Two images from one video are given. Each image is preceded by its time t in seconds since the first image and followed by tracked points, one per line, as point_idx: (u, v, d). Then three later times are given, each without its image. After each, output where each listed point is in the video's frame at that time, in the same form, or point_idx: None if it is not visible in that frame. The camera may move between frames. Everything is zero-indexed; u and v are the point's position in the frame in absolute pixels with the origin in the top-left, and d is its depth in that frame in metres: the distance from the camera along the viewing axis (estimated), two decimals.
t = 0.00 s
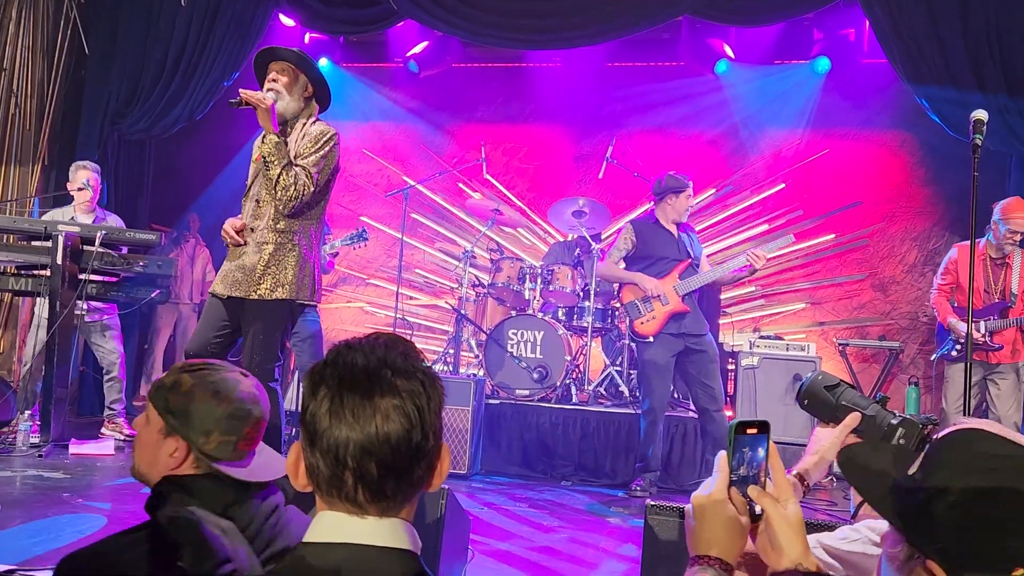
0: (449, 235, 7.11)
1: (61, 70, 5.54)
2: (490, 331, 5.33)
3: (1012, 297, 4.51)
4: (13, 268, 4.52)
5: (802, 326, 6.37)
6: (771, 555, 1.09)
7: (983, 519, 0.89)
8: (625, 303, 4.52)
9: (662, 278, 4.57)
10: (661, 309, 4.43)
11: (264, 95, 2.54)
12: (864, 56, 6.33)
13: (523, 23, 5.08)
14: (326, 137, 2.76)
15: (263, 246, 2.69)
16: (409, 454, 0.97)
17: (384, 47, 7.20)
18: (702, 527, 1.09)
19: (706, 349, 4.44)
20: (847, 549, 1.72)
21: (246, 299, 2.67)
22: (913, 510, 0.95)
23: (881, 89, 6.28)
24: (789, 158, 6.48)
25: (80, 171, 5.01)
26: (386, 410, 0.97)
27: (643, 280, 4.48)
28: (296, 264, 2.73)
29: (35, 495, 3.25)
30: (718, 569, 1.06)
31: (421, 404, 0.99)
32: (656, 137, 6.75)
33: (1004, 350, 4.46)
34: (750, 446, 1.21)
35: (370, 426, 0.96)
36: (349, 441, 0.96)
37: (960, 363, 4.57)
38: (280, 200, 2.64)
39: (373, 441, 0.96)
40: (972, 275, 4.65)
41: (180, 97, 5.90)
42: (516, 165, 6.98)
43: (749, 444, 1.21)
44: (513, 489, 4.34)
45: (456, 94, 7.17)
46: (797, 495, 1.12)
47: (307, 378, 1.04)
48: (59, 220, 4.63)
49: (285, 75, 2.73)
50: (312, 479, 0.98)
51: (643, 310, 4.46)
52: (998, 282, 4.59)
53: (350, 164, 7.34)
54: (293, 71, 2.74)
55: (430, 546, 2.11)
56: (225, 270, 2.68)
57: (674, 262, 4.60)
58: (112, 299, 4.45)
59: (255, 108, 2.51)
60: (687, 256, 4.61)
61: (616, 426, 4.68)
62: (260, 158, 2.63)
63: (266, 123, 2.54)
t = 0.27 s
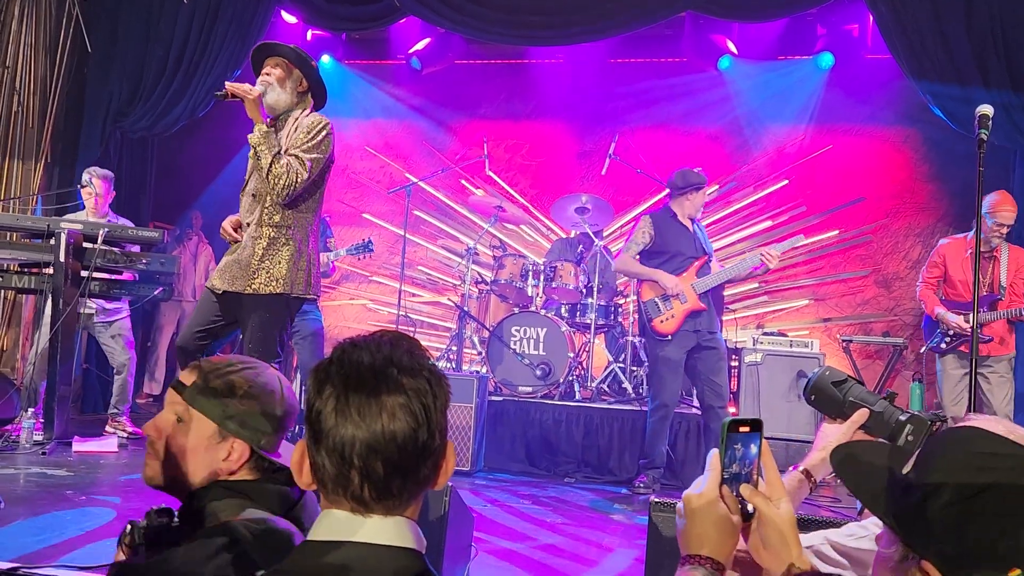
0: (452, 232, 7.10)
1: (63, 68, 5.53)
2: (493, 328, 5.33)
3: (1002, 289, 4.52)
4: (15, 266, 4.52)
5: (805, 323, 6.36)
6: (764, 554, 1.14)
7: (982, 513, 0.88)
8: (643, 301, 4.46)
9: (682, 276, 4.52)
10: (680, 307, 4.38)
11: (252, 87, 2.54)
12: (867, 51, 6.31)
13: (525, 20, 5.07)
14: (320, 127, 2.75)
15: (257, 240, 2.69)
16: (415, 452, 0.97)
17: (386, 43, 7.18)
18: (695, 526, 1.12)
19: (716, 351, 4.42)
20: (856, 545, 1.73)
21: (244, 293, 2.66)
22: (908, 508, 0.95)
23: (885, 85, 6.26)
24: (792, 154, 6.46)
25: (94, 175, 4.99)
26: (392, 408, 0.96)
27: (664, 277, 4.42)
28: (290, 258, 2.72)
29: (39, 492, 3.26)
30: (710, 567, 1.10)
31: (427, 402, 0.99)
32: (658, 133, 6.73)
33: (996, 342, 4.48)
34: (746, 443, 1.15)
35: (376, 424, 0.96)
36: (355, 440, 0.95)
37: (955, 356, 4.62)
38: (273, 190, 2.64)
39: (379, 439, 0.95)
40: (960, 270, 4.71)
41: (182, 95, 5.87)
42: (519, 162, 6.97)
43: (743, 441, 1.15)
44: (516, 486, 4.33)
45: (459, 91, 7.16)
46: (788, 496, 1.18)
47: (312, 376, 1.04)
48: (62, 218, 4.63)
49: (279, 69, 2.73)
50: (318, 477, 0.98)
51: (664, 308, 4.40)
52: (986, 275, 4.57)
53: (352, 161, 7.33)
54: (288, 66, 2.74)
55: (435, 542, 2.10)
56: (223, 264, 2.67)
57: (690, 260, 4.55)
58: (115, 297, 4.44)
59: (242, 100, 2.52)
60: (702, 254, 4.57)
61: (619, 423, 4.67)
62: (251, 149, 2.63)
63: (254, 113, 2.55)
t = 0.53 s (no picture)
0: (455, 230, 7.09)
1: (66, 66, 5.53)
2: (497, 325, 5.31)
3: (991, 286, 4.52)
4: (19, 264, 4.53)
5: (810, 320, 6.33)
6: (755, 544, 1.07)
7: (981, 508, 0.86)
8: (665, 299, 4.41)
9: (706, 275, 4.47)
10: (701, 309, 4.34)
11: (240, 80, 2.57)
12: (872, 46, 6.28)
13: (528, 16, 5.06)
14: (309, 119, 2.77)
15: (248, 234, 2.69)
16: (422, 451, 0.95)
17: (389, 40, 7.17)
18: (685, 517, 1.03)
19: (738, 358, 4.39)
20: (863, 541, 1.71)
21: (237, 287, 2.66)
22: (906, 495, 0.92)
23: (890, 80, 6.23)
24: (797, 150, 6.44)
25: (104, 171, 4.95)
26: (399, 406, 0.95)
27: (687, 276, 4.36)
28: (280, 252, 2.72)
29: (44, 489, 3.25)
30: (700, 560, 1.01)
31: (434, 400, 0.98)
32: (663, 129, 6.71)
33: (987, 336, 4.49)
34: (739, 435, 1.14)
35: (383, 422, 0.94)
36: (361, 438, 0.94)
37: (946, 353, 4.63)
38: (262, 182, 2.64)
39: (386, 437, 0.94)
40: (948, 267, 4.72)
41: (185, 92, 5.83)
42: (522, 159, 6.95)
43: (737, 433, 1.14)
44: (521, 484, 4.32)
45: (463, 88, 7.14)
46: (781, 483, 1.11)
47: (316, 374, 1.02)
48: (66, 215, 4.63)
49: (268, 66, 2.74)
50: (323, 476, 0.96)
51: (683, 308, 4.36)
52: (973, 271, 4.65)
53: (355, 158, 7.32)
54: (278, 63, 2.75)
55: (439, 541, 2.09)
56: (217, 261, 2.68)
57: (716, 262, 4.49)
58: (118, 294, 4.44)
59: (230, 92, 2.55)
60: (728, 257, 4.51)
61: (624, 419, 4.66)
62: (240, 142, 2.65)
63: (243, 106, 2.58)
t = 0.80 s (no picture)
0: (461, 228, 7.08)
1: (72, 66, 5.52)
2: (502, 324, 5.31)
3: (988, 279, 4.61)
4: (26, 265, 4.54)
5: (817, 317, 6.32)
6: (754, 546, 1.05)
7: (960, 500, 0.85)
8: (682, 286, 4.41)
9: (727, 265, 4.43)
10: (720, 297, 4.33)
11: (226, 83, 2.62)
12: (878, 43, 6.26)
13: (532, 14, 5.05)
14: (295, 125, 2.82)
15: (235, 237, 2.76)
16: (439, 449, 0.95)
17: (394, 39, 7.17)
18: (684, 521, 0.99)
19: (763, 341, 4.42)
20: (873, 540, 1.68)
21: (222, 289, 2.74)
22: (889, 498, 0.91)
23: (897, 76, 6.21)
24: (802, 148, 6.42)
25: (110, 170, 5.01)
26: (417, 404, 0.95)
27: (704, 262, 4.36)
28: (265, 255, 2.79)
29: (52, 490, 3.25)
30: (701, 565, 0.97)
31: (451, 398, 0.98)
32: (668, 127, 6.70)
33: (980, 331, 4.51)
34: (738, 438, 1.09)
35: (401, 421, 0.94)
36: (380, 436, 0.93)
37: (947, 349, 4.63)
38: (246, 185, 2.71)
39: (405, 436, 0.94)
40: (944, 265, 4.75)
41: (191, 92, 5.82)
42: (528, 157, 6.95)
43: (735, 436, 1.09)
44: (528, 483, 4.31)
45: (468, 86, 7.14)
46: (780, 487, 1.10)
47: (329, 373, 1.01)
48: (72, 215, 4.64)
49: (254, 70, 2.79)
50: (339, 476, 0.95)
51: (700, 296, 4.37)
52: (970, 267, 4.69)
53: (360, 157, 7.32)
54: (263, 66, 2.80)
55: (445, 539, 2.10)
56: (205, 264, 2.76)
57: (739, 253, 4.46)
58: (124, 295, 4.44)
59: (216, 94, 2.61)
60: (752, 249, 4.48)
61: (631, 418, 4.65)
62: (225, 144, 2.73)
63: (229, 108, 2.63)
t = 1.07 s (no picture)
0: (468, 228, 7.08)
1: (80, 69, 5.53)
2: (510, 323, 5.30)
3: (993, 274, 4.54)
4: (36, 267, 4.57)
5: (827, 316, 6.29)
6: (775, 543, 1.03)
7: (1005, 505, 0.84)
8: (690, 280, 4.40)
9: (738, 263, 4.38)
10: (726, 292, 4.30)
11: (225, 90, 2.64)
12: (887, 39, 6.22)
13: (538, 13, 5.04)
14: (294, 133, 2.84)
15: (231, 241, 2.76)
16: (458, 446, 0.95)
17: (401, 40, 7.18)
18: (707, 517, 0.99)
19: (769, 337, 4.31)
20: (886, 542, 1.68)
21: (218, 294, 2.76)
22: (928, 502, 0.90)
23: (906, 73, 6.17)
24: (812, 145, 6.38)
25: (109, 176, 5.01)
26: (437, 402, 0.94)
27: (712, 257, 4.34)
28: (263, 260, 2.80)
29: (62, 490, 3.26)
30: (724, 562, 0.97)
31: (468, 394, 0.97)
32: (676, 126, 6.68)
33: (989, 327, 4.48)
34: (761, 432, 1.07)
35: (422, 419, 0.93)
36: (402, 435, 0.92)
37: (957, 346, 4.60)
38: (247, 194, 2.72)
39: (426, 434, 0.93)
40: (954, 260, 4.72)
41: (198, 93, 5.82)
42: (535, 157, 6.94)
43: (759, 430, 1.07)
44: (537, 482, 4.31)
45: (475, 86, 7.14)
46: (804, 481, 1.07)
47: (340, 375, 1.00)
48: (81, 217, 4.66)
49: (253, 77, 2.79)
50: (358, 478, 0.94)
51: (707, 290, 4.32)
52: (979, 262, 4.63)
53: (367, 158, 7.32)
54: (262, 73, 2.80)
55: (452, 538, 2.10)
56: (201, 268, 2.78)
57: (752, 249, 4.40)
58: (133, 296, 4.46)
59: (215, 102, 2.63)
60: (767, 246, 4.41)
61: (640, 417, 4.63)
62: (226, 152, 2.77)
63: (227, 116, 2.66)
